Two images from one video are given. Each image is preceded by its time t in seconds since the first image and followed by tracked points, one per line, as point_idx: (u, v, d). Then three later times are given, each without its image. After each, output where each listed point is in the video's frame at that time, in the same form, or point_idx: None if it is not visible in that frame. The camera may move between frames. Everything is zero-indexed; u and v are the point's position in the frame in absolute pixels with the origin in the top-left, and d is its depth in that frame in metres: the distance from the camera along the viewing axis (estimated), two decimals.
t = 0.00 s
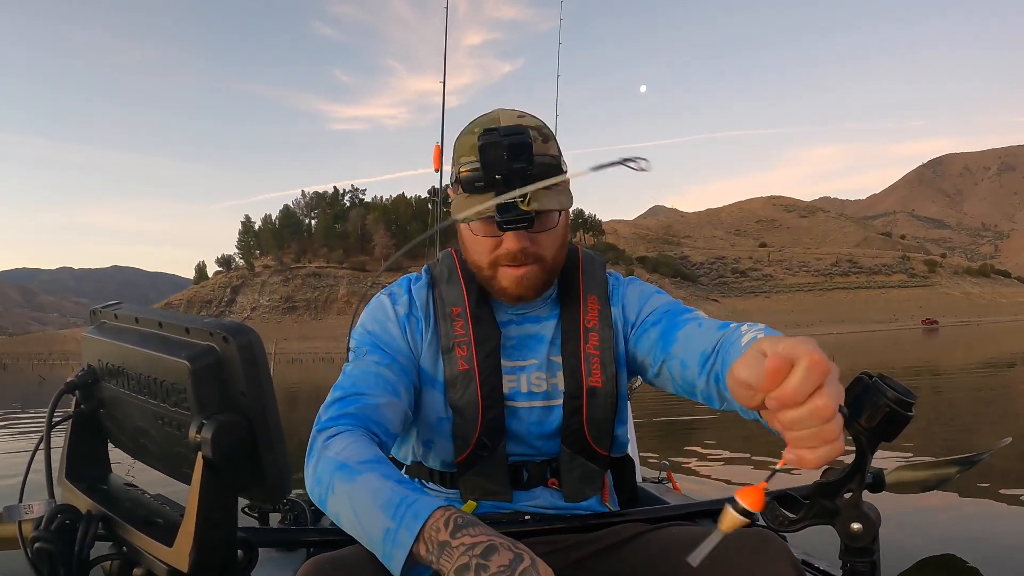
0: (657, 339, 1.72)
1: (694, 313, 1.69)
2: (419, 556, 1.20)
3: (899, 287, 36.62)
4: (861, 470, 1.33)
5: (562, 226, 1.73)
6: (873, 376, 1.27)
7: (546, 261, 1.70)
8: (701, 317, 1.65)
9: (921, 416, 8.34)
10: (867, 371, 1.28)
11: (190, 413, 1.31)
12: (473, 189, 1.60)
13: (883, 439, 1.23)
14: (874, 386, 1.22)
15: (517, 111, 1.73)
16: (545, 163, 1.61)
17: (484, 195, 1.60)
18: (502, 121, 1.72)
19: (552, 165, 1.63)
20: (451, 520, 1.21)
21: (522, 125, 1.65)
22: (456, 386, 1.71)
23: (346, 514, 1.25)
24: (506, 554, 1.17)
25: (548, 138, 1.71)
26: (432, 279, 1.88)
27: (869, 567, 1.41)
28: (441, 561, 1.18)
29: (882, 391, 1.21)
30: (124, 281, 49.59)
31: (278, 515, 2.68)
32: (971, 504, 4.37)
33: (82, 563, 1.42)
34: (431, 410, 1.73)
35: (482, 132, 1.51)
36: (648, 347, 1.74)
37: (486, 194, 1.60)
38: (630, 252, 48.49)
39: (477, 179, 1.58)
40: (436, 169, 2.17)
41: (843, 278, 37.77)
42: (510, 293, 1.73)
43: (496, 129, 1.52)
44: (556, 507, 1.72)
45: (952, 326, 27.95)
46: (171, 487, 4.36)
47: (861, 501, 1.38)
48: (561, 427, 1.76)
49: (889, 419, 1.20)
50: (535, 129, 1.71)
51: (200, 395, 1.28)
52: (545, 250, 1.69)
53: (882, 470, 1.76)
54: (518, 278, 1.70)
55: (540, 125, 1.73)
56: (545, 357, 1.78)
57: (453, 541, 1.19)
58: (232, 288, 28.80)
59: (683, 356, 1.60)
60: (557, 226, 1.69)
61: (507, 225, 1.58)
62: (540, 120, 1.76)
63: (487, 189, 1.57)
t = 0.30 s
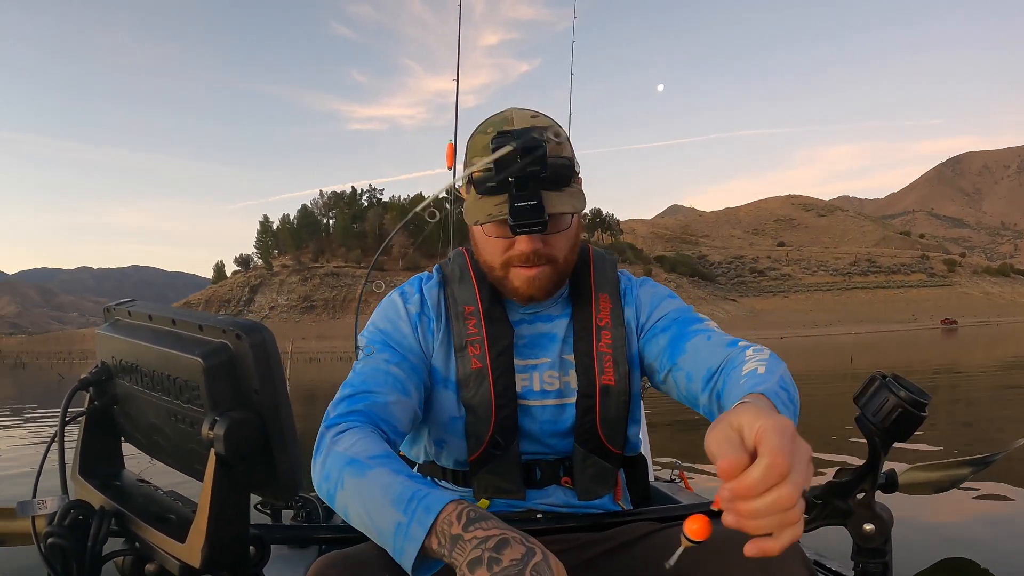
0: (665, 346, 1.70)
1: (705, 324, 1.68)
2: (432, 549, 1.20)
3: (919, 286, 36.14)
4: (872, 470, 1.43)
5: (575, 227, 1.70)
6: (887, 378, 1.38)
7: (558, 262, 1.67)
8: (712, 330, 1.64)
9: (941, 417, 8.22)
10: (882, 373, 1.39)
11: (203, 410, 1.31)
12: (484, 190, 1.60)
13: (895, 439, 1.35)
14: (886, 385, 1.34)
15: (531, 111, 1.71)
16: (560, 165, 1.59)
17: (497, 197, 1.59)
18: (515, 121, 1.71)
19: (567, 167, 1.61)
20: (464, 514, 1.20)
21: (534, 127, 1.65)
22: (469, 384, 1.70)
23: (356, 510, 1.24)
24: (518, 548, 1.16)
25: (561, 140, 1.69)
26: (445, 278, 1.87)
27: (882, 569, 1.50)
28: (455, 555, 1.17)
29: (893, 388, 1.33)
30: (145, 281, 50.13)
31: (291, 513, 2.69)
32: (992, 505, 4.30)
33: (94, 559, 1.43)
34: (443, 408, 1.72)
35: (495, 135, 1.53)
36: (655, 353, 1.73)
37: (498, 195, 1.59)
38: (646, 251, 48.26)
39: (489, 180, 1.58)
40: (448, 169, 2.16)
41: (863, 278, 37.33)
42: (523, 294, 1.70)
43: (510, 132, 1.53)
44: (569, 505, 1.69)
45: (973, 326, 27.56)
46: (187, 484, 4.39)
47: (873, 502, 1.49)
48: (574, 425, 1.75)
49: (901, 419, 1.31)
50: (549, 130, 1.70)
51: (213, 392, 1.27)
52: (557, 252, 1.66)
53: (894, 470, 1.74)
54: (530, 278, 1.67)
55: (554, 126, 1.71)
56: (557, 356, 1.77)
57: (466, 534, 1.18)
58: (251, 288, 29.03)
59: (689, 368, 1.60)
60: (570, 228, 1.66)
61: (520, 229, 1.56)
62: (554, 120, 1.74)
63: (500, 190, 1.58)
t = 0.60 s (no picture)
0: (683, 360, 1.67)
1: (725, 343, 1.65)
2: (451, 537, 1.18)
3: (938, 285, 35.69)
4: (887, 469, 1.49)
5: (587, 224, 1.68)
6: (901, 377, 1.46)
7: (570, 260, 1.65)
8: (731, 350, 1.61)
9: (960, 416, 8.14)
10: (898, 372, 1.48)
11: (216, 411, 1.30)
12: (492, 190, 1.60)
13: (909, 437, 1.42)
14: (901, 384, 1.43)
15: (540, 110, 1.69)
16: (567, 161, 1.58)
17: (505, 195, 1.59)
18: (523, 120, 1.69)
19: (574, 164, 1.59)
20: (487, 502, 1.18)
21: (542, 125, 1.63)
22: (485, 383, 1.68)
23: (371, 495, 1.23)
24: (542, 538, 1.12)
25: (571, 136, 1.67)
26: (459, 276, 1.85)
27: (894, 568, 1.50)
28: (475, 543, 1.14)
29: (906, 386, 1.41)
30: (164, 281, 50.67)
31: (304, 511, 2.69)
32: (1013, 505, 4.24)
33: (107, 559, 1.43)
34: (458, 407, 1.71)
35: (501, 134, 1.54)
36: (672, 365, 1.70)
37: (505, 194, 1.59)
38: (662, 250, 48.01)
39: (498, 181, 1.58)
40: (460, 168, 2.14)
41: (882, 277, 36.88)
42: (536, 294, 1.69)
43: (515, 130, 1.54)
44: (585, 506, 1.68)
45: (993, 326, 27.21)
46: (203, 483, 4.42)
47: (886, 502, 1.51)
48: (591, 425, 1.73)
49: (914, 417, 1.39)
50: (558, 127, 1.68)
51: (226, 391, 1.26)
52: (569, 249, 1.64)
53: (908, 468, 1.72)
54: (542, 278, 1.65)
55: (563, 124, 1.68)
56: (573, 355, 1.75)
57: (488, 523, 1.15)
58: (268, 287, 29.25)
59: (706, 393, 1.58)
60: (581, 225, 1.64)
61: (527, 226, 1.54)
62: (563, 117, 1.72)
63: (507, 189, 1.58)
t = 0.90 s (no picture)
0: (695, 353, 1.65)
1: (734, 325, 1.64)
2: (454, 534, 1.18)
3: (952, 281, 35.38)
4: (891, 473, 1.46)
5: (591, 223, 1.66)
6: (907, 378, 1.44)
7: (574, 261, 1.63)
8: (740, 332, 1.60)
9: (973, 412, 8.06)
10: (903, 374, 1.46)
11: (221, 409, 1.30)
12: (495, 192, 1.60)
13: (915, 440, 1.41)
14: (907, 386, 1.41)
15: (542, 111, 1.68)
16: (569, 163, 1.56)
17: (506, 197, 1.58)
18: (525, 122, 1.68)
19: (576, 165, 1.57)
20: (491, 501, 1.18)
21: (543, 126, 1.62)
22: (489, 382, 1.67)
23: (375, 492, 1.23)
24: (544, 536, 1.15)
25: (573, 138, 1.65)
26: (464, 275, 1.83)
27: (900, 570, 1.50)
28: (479, 542, 1.15)
29: (912, 390, 1.39)
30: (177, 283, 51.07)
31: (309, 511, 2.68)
32: None
33: (112, 556, 1.43)
34: (463, 407, 1.69)
35: (501, 136, 1.54)
36: (685, 360, 1.68)
37: (508, 195, 1.58)
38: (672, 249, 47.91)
39: (501, 182, 1.57)
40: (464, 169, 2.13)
41: (894, 274, 36.58)
42: (540, 295, 1.67)
43: (516, 132, 1.54)
44: (589, 507, 1.66)
45: (1007, 322, 26.96)
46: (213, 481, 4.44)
47: (891, 504, 1.48)
48: (595, 424, 1.72)
49: (920, 420, 1.38)
50: (561, 128, 1.66)
51: (232, 390, 1.26)
52: (572, 251, 1.62)
53: (914, 471, 1.70)
54: (545, 279, 1.64)
55: (565, 125, 1.67)
56: (577, 354, 1.73)
57: (492, 521, 1.16)
58: (280, 288, 29.41)
59: (724, 383, 1.55)
60: (583, 226, 1.62)
61: (528, 228, 1.53)
62: (565, 118, 1.70)
63: (509, 191, 1.57)
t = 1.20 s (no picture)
0: (697, 354, 1.65)
1: (735, 324, 1.64)
2: (451, 529, 1.18)
3: (958, 278, 35.28)
4: (894, 474, 1.46)
5: (590, 226, 1.66)
6: (909, 379, 1.44)
7: (573, 264, 1.63)
8: (742, 331, 1.59)
9: (980, 407, 8.03)
10: (905, 375, 1.46)
11: (224, 409, 1.30)
12: (494, 197, 1.60)
13: (918, 440, 1.40)
14: (910, 387, 1.40)
15: (540, 113, 1.68)
16: (566, 167, 1.56)
17: (504, 203, 1.58)
18: (522, 125, 1.68)
19: (574, 168, 1.57)
20: (487, 494, 1.19)
21: (540, 130, 1.63)
22: (491, 383, 1.67)
23: (372, 488, 1.23)
24: (541, 530, 1.15)
25: (570, 140, 1.66)
26: (466, 276, 1.83)
27: (901, 571, 1.50)
28: (474, 535, 1.15)
29: (915, 390, 1.39)
30: (184, 283, 51.24)
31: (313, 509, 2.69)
32: None
33: (114, 555, 1.44)
34: (465, 407, 1.69)
35: (498, 143, 1.54)
36: (688, 360, 1.68)
37: (506, 201, 1.59)
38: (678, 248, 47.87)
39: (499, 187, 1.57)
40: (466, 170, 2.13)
41: (900, 271, 36.47)
42: (540, 298, 1.67)
43: (512, 138, 1.54)
44: (589, 507, 1.66)
45: (1013, 317, 26.85)
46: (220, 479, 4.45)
47: (893, 505, 1.48)
48: (596, 425, 1.71)
49: (923, 421, 1.37)
50: (559, 131, 1.67)
51: (235, 390, 1.26)
52: (572, 254, 1.62)
53: (915, 472, 1.70)
54: (545, 282, 1.63)
55: (563, 127, 1.67)
56: (577, 355, 1.73)
57: (488, 514, 1.16)
58: (286, 288, 29.47)
59: (727, 382, 1.55)
60: (582, 230, 1.62)
61: (526, 234, 1.54)
62: (562, 120, 1.70)
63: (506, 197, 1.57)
